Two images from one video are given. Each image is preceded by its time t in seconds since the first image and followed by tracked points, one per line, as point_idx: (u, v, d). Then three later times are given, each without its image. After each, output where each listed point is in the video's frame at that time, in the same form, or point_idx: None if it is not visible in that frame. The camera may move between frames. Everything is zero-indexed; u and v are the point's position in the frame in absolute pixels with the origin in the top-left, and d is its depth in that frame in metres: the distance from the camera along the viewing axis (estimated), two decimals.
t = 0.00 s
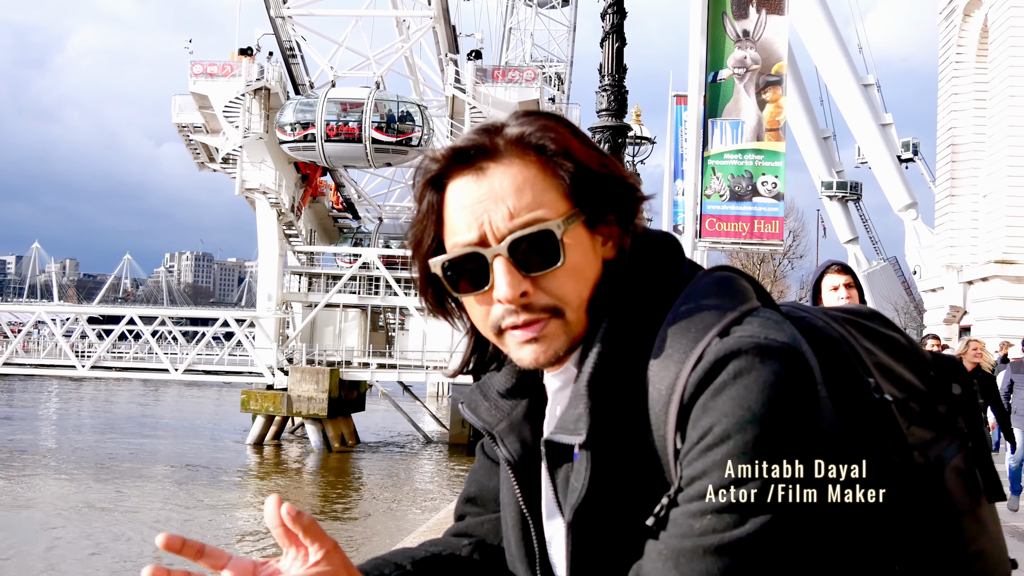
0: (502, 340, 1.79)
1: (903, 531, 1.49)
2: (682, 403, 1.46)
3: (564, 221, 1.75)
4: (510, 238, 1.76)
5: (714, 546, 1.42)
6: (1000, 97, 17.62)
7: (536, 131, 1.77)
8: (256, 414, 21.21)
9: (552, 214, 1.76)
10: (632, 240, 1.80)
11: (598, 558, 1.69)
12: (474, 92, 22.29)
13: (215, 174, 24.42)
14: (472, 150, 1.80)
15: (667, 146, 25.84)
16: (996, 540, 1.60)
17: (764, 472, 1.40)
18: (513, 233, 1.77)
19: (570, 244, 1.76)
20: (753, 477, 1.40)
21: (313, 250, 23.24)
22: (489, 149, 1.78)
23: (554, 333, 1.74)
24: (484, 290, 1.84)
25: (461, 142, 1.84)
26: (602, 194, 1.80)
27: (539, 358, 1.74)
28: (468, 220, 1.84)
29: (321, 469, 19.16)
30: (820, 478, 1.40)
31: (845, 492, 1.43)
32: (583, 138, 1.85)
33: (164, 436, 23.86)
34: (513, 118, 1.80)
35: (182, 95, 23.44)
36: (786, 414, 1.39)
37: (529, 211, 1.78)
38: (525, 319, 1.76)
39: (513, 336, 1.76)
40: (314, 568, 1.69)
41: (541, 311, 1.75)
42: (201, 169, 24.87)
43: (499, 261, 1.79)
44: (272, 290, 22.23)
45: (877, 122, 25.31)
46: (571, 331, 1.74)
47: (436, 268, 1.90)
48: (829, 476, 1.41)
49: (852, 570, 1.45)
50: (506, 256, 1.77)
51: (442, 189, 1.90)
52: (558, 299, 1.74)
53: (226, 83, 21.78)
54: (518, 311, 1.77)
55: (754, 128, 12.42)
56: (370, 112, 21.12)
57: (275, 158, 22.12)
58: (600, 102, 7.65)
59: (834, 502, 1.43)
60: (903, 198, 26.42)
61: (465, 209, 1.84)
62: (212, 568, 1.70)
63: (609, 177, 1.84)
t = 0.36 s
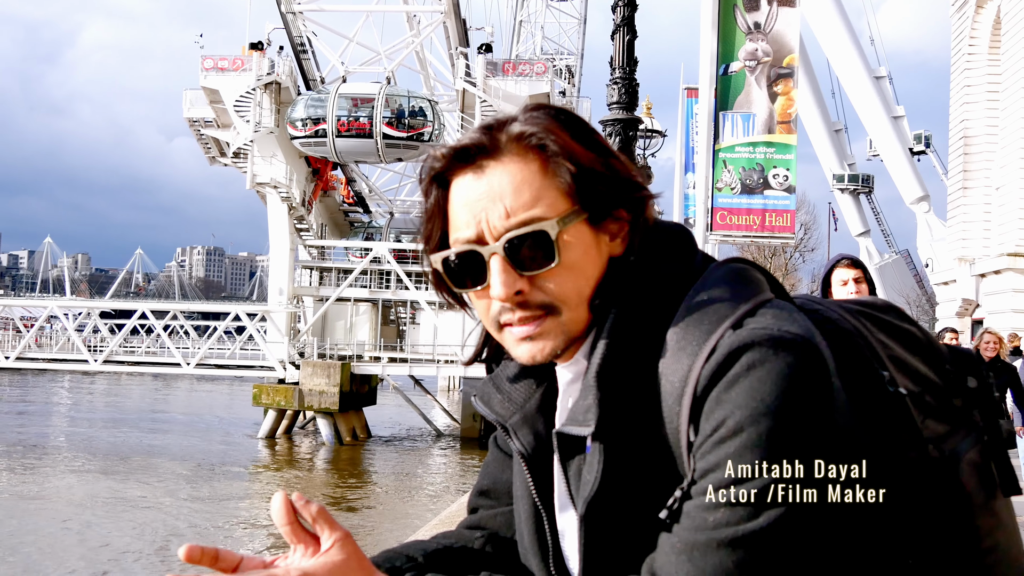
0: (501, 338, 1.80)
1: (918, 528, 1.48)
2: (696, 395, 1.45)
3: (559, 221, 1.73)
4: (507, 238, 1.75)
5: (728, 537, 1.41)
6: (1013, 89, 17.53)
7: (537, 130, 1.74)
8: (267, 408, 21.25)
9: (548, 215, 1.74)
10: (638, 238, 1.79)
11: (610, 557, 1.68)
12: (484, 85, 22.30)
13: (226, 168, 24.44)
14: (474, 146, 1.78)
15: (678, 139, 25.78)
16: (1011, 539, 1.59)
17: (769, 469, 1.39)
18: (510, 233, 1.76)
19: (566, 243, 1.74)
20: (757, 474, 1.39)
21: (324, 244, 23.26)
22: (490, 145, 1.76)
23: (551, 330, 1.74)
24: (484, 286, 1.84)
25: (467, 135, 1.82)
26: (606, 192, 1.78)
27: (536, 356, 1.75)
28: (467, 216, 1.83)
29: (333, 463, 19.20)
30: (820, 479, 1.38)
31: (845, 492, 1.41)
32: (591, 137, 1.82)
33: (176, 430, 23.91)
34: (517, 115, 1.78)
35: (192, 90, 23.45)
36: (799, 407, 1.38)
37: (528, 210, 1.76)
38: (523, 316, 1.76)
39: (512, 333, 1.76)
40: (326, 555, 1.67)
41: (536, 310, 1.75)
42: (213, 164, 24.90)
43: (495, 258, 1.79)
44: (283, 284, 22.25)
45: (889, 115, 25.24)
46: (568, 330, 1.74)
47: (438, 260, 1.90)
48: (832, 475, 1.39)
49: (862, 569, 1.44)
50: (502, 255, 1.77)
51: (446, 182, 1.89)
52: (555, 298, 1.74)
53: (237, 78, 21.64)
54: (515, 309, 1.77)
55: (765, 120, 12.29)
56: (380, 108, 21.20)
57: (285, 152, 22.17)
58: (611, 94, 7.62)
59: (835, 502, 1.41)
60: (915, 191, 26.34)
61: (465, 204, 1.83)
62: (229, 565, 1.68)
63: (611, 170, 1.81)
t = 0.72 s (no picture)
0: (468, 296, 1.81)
1: (926, 522, 1.47)
2: (706, 385, 1.44)
3: (517, 203, 1.70)
4: (474, 201, 1.74)
5: (736, 527, 1.39)
6: None
7: (531, 112, 1.68)
8: (277, 402, 21.27)
9: (512, 194, 1.71)
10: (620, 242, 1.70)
11: (619, 552, 1.67)
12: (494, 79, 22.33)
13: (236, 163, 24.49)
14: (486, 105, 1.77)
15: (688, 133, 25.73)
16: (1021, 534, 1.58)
17: (769, 467, 1.37)
18: (479, 200, 1.74)
19: (530, 224, 1.70)
20: (756, 472, 1.38)
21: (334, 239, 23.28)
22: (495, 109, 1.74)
23: (499, 303, 1.74)
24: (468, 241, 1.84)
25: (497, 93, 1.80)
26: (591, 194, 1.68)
27: (486, 325, 1.76)
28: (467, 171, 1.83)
29: (342, 457, 19.23)
30: (819, 478, 1.37)
31: (844, 492, 1.39)
32: (615, 136, 1.70)
33: (186, 425, 23.96)
34: (531, 90, 1.72)
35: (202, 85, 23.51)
36: (810, 396, 1.37)
37: (501, 180, 1.73)
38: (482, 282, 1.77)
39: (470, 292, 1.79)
40: (338, 550, 1.60)
41: (492, 280, 1.75)
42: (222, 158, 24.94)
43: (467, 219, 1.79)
44: (292, 279, 22.27)
45: (899, 109, 25.17)
46: (515, 309, 1.72)
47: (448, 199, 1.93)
48: (831, 474, 1.38)
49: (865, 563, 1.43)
50: (471, 217, 1.77)
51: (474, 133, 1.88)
52: (503, 272, 1.72)
53: (246, 71, 22.34)
54: (479, 272, 1.77)
55: (776, 114, 12.21)
56: (390, 102, 21.16)
57: (295, 147, 22.15)
58: (620, 91, 7.61)
59: (835, 502, 1.39)
60: (925, 185, 26.27)
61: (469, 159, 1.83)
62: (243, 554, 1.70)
63: (616, 166, 1.70)
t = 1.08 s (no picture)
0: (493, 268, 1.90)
1: (938, 519, 1.47)
2: (726, 379, 1.43)
3: (541, 184, 1.77)
4: (503, 176, 1.82)
5: (751, 525, 1.37)
6: None
7: (569, 91, 1.75)
8: (283, 396, 21.27)
9: (538, 175, 1.78)
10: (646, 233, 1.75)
11: (632, 544, 1.66)
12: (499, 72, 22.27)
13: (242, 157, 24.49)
14: (523, 86, 1.83)
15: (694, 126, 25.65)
16: None
17: (773, 470, 1.37)
18: (508, 174, 1.82)
19: (553, 205, 1.77)
20: (762, 474, 1.38)
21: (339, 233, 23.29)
22: (533, 88, 1.80)
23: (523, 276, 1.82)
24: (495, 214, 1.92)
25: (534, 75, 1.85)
26: (617, 185, 1.74)
27: (512, 299, 1.84)
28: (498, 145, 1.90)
29: (349, 450, 19.26)
30: (820, 479, 1.36)
31: (846, 493, 1.38)
32: (655, 126, 1.75)
33: (193, 418, 23.98)
34: (574, 72, 1.77)
35: (208, 79, 23.50)
36: (829, 396, 1.36)
37: (530, 159, 1.80)
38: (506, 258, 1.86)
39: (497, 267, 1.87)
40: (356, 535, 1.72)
41: (513, 256, 1.84)
42: (228, 152, 24.95)
43: (493, 193, 1.87)
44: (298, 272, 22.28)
45: (906, 101, 25.09)
46: (536, 285, 1.80)
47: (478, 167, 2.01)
48: (832, 475, 1.36)
49: (876, 565, 1.42)
50: (496, 193, 1.85)
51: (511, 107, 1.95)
52: (522, 250, 1.81)
53: (252, 66, 22.12)
54: (500, 246, 1.86)
55: (782, 107, 12.10)
56: (396, 97, 21.14)
57: (301, 141, 22.11)
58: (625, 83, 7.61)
59: (835, 502, 1.38)
60: (931, 177, 26.18)
61: (501, 135, 1.89)
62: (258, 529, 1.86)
63: (647, 153, 1.75)
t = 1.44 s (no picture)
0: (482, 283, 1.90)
1: (940, 513, 1.48)
2: (722, 376, 1.43)
3: (526, 195, 1.77)
4: (486, 191, 1.83)
5: (750, 519, 1.38)
6: None
7: (542, 104, 1.75)
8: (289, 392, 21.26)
9: (520, 188, 1.78)
10: (640, 234, 1.76)
11: (634, 541, 1.66)
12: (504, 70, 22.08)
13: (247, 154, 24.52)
14: (496, 102, 1.84)
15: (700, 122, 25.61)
16: None
17: (770, 468, 1.37)
18: (490, 190, 1.82)
19: (539, 216, 1.78)
20: (758, 472, 1.38)
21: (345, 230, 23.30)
22: (508, 103, 1.81)
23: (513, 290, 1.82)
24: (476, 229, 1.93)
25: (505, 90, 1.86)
26: (600, 191, 1.75)
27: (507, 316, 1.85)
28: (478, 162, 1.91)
29: (354, 447, 19.26)
30: (819, 478, 1.36)
31: (845, 493, 1.39)
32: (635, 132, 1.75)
33: (199, 415, 24.02)
34: (546, 82, 1.78)
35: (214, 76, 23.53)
36: (828, 390, 1.37)
37: (510, 172, 1.81)
38: (495, 272, 1.86)
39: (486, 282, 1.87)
40: (353, 540, 1.71)
41: (503, 269, 1.84)
42: (233, 149, 24.97)
43: (477, 208, 1.87)
44: (304, 269, 22.31)
45: (912, 97, 25.04)
46: (529, 300, 1.81)
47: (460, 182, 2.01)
48: (830, 475, 1.37)
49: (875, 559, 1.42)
50: (482, 208, 1.85)
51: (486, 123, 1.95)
52: (512, 263, 1.81)
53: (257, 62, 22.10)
54: (489, 260, 1.87)
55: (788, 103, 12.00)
56: (401, 96, 21.13)
57: (306, 137, 22.09)
58: (632, 78, 7.60)
59: (835, 501, 1.38)
60: (937, 174, 26.11)
61: (480, 152, 1.90)
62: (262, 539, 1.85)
63: (634, 154, 1.76)
